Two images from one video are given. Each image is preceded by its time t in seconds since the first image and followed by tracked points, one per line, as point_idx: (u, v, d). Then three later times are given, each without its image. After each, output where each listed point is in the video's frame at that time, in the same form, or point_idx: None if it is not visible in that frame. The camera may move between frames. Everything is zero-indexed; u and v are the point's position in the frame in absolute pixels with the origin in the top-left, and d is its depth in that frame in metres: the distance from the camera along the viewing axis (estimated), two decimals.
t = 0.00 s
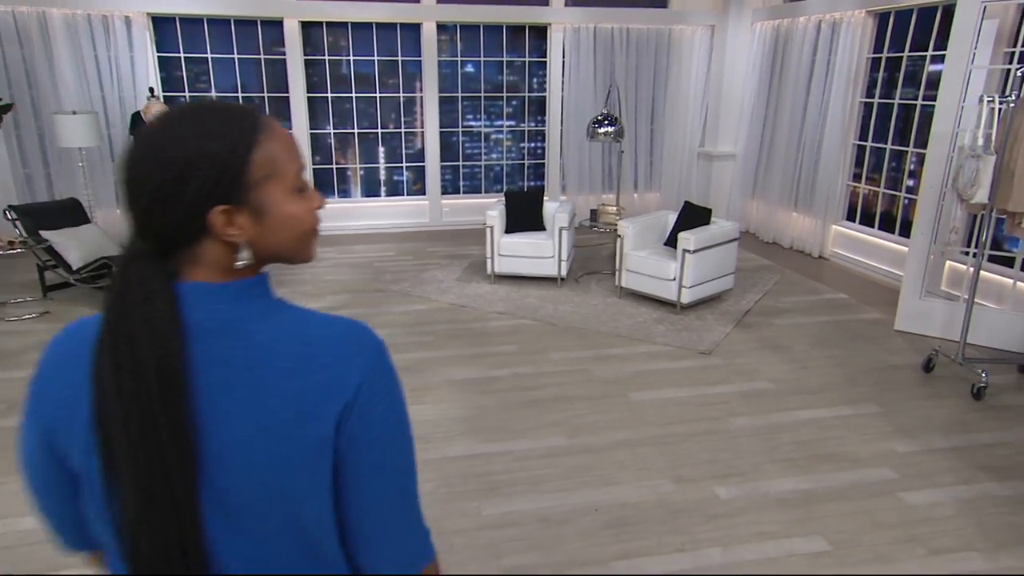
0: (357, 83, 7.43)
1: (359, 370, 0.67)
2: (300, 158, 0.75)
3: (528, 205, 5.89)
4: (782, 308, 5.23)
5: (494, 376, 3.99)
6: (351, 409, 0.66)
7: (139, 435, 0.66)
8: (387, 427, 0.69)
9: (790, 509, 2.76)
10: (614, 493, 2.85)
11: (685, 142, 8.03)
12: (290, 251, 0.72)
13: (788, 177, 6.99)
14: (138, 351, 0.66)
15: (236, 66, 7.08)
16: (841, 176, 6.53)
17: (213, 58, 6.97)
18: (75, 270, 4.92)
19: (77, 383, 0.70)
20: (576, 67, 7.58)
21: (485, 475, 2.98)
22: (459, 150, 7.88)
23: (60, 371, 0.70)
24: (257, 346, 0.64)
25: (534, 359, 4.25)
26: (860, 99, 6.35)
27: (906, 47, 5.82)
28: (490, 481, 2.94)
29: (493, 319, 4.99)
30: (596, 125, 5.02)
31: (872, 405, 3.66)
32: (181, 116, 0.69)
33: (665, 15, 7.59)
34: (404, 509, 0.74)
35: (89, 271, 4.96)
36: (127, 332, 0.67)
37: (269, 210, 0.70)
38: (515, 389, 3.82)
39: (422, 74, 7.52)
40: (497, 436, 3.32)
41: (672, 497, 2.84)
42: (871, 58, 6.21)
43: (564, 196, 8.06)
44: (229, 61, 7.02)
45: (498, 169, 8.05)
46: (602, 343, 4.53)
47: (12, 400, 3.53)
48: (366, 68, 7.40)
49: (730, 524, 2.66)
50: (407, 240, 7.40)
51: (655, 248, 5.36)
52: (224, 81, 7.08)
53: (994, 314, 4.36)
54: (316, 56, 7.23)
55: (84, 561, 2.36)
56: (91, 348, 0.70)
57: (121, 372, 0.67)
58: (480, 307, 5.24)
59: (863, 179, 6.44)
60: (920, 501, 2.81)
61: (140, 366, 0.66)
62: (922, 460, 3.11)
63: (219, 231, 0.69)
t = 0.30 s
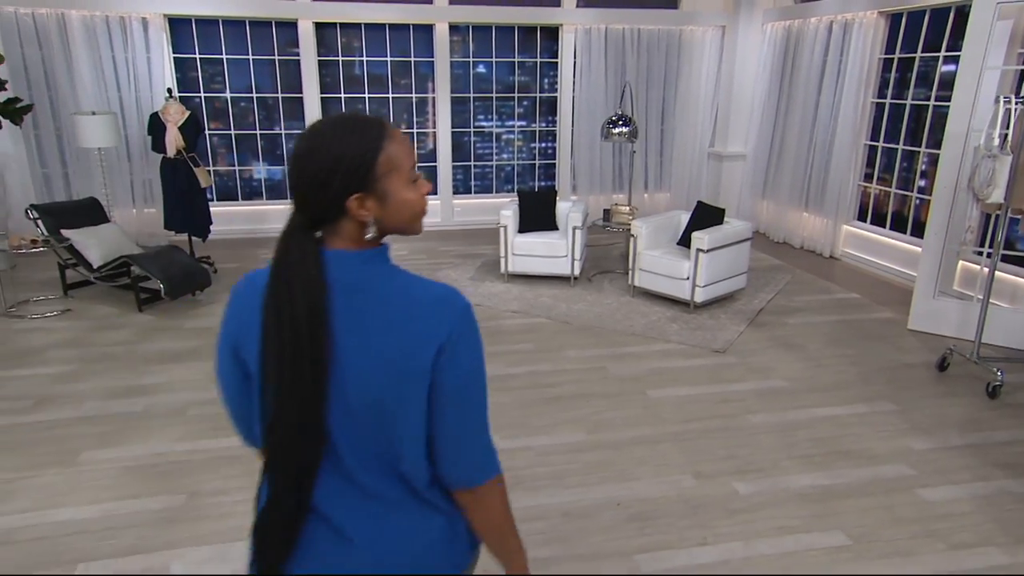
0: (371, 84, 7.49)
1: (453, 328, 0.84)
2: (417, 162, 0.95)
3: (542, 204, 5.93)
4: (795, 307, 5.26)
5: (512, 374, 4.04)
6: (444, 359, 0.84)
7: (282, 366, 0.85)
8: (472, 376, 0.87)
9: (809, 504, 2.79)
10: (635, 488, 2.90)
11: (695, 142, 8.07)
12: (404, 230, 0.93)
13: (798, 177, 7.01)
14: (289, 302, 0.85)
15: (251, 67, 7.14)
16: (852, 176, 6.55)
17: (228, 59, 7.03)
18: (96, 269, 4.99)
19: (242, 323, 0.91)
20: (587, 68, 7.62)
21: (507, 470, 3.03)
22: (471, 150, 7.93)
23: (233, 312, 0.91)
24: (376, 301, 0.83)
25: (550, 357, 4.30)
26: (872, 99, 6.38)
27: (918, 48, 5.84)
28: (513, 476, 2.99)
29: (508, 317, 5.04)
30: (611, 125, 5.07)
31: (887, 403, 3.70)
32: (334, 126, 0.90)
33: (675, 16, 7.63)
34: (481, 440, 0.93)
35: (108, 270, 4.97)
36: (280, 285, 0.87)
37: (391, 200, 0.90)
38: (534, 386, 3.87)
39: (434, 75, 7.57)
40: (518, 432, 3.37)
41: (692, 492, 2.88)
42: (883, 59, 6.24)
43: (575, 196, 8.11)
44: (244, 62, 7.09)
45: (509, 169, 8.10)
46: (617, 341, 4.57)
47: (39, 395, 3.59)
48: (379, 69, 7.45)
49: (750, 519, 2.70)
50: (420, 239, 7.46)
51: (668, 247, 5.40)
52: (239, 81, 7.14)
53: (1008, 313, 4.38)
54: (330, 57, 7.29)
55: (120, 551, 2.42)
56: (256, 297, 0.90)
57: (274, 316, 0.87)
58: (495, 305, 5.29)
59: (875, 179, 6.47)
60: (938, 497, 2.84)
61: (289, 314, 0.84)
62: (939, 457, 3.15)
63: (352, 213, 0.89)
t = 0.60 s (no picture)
0: (377, 83, 7.52)
1: (472, 286, 1.03)
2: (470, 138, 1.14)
3: (549, 203, 5.97)
4: (801, 304, 5.30)
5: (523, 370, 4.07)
6: (467, 308, 1.04)
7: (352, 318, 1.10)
8: (492, 324, 1.05)
9: (821, 496, 2.83)
10: (649, 482, 2.93)
11: (699, 141, 8.11)
12: (450, 192, 1.11)
13: (802, 176, 7.05)
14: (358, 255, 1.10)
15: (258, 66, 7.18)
16: (856, 175, 6.59)
17: (235, 58, 7.07)
18: (106, 267, 5.02)
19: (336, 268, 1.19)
20: (592, 67, 7.65)
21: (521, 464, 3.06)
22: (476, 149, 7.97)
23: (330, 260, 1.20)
24: (415, 261, 1.05)
25: (560, 353, 4.33)
26: (876, 98, 6.42)
27: (923, 47, 5.89)
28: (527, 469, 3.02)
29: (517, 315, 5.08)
30: (618, 124, 5.10)
31: (895, 398, 3.73)
32: (398, 104, 1.12)
33: (680, 15, 7.66)
34: (512, 375, 1.11)
35: (119, 268, 5.01)
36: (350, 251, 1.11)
37: (437, 167, 1.10)
38: (544, 382, 3.91)
39: (440, 75, 7.61)
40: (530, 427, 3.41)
41: (705, 485, 2.91)
42: (887, 58, 6.29)
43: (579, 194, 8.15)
44: (251, 62, 7.13)
45: (513, 168, 8.15)
46: (625, 338, 4.61)
47: (56, 391, 3.63)
48: (385, 68, 7.49)
49: (764, 511, 2.73)
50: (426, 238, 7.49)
51: (674, 245, 5.44)
52: (246, 81, 7.18)
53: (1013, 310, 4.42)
54: (336, 57, 7.32)
55: (143, 542, 2.45)
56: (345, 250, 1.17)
57: (344, 279, 1.12)
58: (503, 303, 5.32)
59: (878, 177, 6.51)
60: (948, 490, 2.88)
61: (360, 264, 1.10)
62: (948, 451, 3.19)
63: (406, 177, 1.11)
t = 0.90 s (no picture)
0: (377, 82, 7.54)
1: (427, 261, 1.13)
2: (476, 124, 1.22)
3: (551, 201, 6.01)
4: (802, 301, 5.35)
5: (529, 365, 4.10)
6: (422, 281, 1.14)
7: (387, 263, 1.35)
8: (442, 298, 1.12)
9: (827, 488, 2.87)
10: (657, 474, 2.97)
11: (698, 139, 8.15)
12: (451, 174, 1.23)
13: (801, 174, 7.10)
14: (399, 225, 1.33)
15: (259, 65, 7.19)
16: (855, 173, 6.64)
17: (236, 57, 7.07)
18: (110, 265, 5.02)
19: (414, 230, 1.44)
20: (592, 66, 7.69)
21: (531, 457, 3.09)
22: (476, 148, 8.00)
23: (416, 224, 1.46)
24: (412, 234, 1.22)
25: (565, 349, 4.36)
26: (874, 97, 6.48)
27: (921, 46, 5.95)
28: (537, 463, 3.05)
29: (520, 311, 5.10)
30: (621, 121, 5.14)
31: (898, 392, 3.78)
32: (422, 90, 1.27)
33: (679, 15, 7.70)
34: (466, 350, 1.14)
35: (123, 265, 5.02)
36: (395, 200, 1.34)
37: (437, 146, 1.22)
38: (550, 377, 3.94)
39: (440, 73, 7.63)
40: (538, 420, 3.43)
41: (713, 477, 2.95)
42: (886, 57, 6.34)
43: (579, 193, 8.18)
44: (252, 61, 7.14)
45: (513, 167, 8.19)
46: (629, 334, 4.64)
47: (64, 387, 3.64)
48: (386, 67, 7.51)
49: (772, 502, 2.77)
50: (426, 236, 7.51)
51: (676, 242, 5.47)
52: (247, 80, 7.19)
53: (1012, 305, 4.48)
54: (337, 56, 7.34)
55: (158, 534, 2.47)
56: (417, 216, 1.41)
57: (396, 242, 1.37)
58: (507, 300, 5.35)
59: (877, 176, 6.57)
60: (952, 481, 2.92)
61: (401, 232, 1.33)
62: (951, 443, 3.23)
63: (422, 153, 1.28)
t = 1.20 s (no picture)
0: (376, 81, 7.55)
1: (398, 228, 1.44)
2: (475, 107, 1.46)
3: (550, 199, 6.04)
4: (800, 297, 5.39)
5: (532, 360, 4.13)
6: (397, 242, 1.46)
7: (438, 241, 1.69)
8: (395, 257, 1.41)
9: (830, 479, 2.90)
10: (662, 466, 3.00)
11: (695, 138, 8.20)
12: (458, 151, 1.49)
13: (798, 172, 7.15)
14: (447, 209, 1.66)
15: (258, 63, 7.19)
16: (852, 170, 6.69)
17: (235, 55, 7.08)
18: (112, 262, 5.03)
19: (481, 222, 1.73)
20: (590, 65, 7.73)
21: (537, 450, 3.12)
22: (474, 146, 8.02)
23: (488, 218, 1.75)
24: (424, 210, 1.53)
25: (567, 344, 4.39)
26: (870, 95, 6.53)
27: (917, 45, 6.00)
28: (543, 455, 3.08)
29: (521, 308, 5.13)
30: (621, 119, 5.17)
31: (897, 386, 3.82)
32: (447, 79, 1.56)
33: (676, 14, 7.75)
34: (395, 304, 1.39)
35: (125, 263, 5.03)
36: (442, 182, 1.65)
37: (444, 124, 1.49)
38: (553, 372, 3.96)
39: (439, 72, 7.65)
40: (542, 414, 3.46)
41: (717, 469, 2.98)
42: (882, 55, 6.39)
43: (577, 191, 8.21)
44: (251, 60, 7.14)
45: (512, 165, 8.21)
46: (629, 330, 4.67)
47: (69, 383, 3.64)
48: (385, 66, 7.52)
49: (776, 493, 2.80)
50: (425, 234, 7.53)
51: (675, 239, 5.51)
52: (246, 78, 7.19)
53: (1008, 300, 4.53)
54: (336, 54, 7.34)
55: (170, 526, 2.49)
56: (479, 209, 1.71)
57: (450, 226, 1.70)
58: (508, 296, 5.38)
59: (873, 173, 6.62)
60: (953, 472, 2.96)
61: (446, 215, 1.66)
62: (951, 435, 3.27)
63: (440, 130, 1.55)
